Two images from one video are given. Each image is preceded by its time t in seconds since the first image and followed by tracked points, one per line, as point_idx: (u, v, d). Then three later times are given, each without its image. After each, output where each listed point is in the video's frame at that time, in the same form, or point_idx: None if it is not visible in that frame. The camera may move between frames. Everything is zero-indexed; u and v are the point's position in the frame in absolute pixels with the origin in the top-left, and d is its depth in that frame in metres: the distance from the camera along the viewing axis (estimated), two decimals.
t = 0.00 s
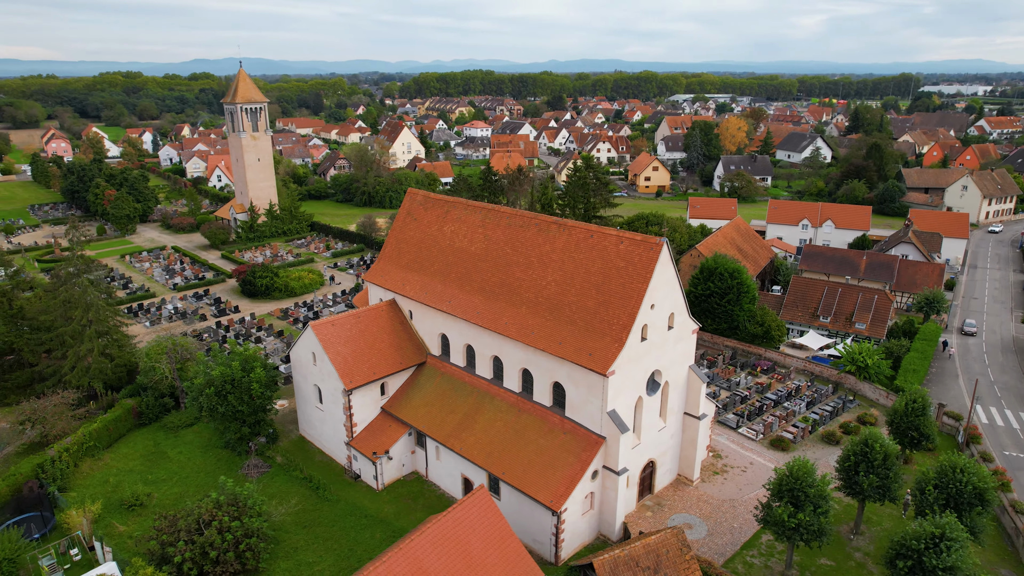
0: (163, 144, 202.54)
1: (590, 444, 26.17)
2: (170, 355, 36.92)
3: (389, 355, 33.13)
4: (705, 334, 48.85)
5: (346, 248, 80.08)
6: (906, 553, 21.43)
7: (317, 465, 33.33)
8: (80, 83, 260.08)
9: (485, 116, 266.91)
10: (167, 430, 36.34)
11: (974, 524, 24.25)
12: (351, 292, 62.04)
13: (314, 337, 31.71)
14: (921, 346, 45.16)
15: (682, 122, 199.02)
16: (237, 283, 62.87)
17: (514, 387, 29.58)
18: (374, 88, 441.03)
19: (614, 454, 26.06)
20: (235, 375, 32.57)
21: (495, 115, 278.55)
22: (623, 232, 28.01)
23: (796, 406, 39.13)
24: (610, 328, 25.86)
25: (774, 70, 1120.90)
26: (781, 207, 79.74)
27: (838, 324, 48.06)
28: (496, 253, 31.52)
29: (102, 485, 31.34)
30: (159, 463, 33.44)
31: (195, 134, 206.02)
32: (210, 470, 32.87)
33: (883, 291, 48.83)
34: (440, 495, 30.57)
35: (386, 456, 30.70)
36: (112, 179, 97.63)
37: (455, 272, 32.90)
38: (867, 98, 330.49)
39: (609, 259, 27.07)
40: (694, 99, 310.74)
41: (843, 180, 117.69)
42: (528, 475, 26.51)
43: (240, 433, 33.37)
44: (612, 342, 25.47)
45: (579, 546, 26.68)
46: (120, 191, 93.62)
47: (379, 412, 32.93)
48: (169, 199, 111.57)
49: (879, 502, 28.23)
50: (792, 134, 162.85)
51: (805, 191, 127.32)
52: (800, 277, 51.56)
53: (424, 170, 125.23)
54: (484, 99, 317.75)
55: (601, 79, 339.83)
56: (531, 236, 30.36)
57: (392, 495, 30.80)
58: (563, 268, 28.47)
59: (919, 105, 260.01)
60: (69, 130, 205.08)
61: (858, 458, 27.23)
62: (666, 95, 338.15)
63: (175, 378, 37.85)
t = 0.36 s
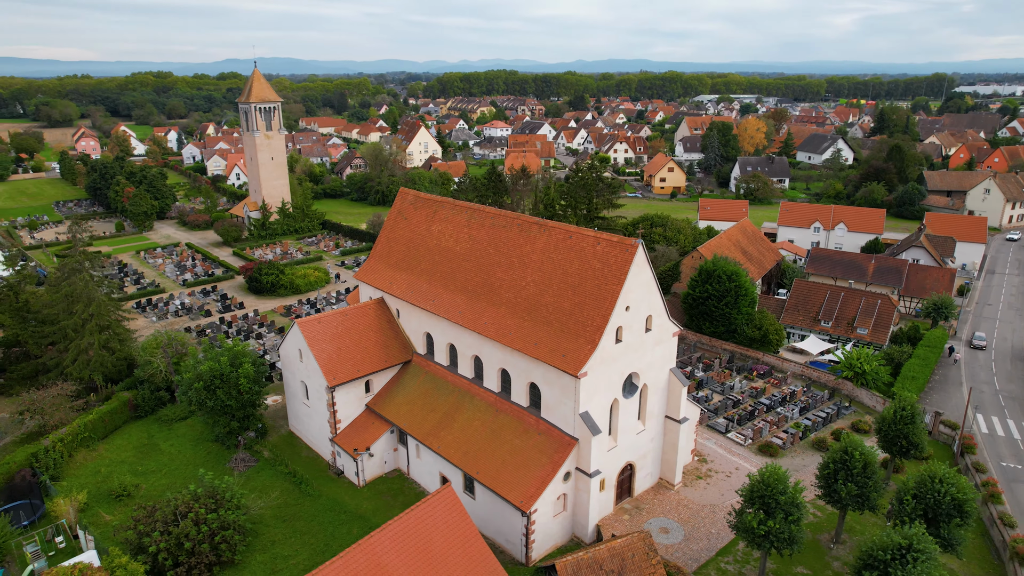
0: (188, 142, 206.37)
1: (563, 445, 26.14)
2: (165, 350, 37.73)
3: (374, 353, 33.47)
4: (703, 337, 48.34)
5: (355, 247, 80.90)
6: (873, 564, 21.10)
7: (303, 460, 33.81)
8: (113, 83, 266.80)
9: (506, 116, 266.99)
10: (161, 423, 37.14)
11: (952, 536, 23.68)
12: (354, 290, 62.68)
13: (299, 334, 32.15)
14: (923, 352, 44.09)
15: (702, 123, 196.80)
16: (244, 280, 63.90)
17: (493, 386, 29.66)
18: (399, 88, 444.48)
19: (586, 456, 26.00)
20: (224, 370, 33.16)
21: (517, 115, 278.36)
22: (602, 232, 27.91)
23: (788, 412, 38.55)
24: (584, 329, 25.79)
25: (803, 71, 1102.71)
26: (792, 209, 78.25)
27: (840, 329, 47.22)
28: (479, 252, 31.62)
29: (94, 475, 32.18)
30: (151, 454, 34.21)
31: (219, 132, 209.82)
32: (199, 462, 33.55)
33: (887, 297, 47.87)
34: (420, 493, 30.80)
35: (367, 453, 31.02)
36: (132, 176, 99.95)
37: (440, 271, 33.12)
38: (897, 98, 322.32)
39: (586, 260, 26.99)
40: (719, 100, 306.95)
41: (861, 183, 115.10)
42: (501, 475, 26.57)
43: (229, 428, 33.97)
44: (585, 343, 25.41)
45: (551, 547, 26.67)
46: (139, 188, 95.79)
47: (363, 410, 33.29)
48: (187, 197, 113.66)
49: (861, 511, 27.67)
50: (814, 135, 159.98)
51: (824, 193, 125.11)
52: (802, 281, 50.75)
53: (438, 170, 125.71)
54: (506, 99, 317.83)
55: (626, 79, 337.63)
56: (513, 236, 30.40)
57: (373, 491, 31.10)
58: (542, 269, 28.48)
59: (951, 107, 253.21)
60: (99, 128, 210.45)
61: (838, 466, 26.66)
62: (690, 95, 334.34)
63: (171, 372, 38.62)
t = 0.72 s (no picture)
0: (213, 140, 210.17)
1: (538, 446, 26.13)
2: (163, 344, 38.59)
3: (362, 350, 33.82)
4: (703, 340, 47.81)
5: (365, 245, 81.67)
6: None
7: (292, 455, 34.30)
8: (146, 83, 273.24)
9: (528, 116, 266.71)
10: (158, 416, 38.01)
11: (930, 549, 23.06)
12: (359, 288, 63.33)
13: (288, 331, 32.65)
14: (929, 360, 42.99)
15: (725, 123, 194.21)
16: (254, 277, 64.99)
17: (474, 386, 29.78)
18: (425, 87, 447.15)
19: (561, 458, 25.97)
20: (216, 365, 33.78)
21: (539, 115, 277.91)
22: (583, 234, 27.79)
23: (782, 418, 37.94)
24: (560, 330, 25.76)
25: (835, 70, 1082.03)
26: (805, 212, 76.90)
27: (843, 334, 46.31)
28: (465, 252, 31.75)
29: (89, 465, 33.08)
30: (146, 446, 35.04)
31: (244, 131, 213.38)
32: (191, 455, 34.27)
33: (892, 302, 46.83)
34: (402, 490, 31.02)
35: (351, 449, 31.35)
36: (154, 173, 102.28)
37: (428, 270, 33.33)
38: (931, 99, 313.70)
39: (564, 261, 26.92)
40: (745, 100, 302.54)
41: (883, 185, 112.45)
42: (476, 474, 26.67)
43: (221, 421, 34.61)
44: (560, 345, 25.38)
45: (525, 547, 26.69)
46: (160, 185, 97.97)
47: (351, 407, 33.66)
48: (207, 195, 115.78)
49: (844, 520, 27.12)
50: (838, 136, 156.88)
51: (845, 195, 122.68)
52: (806, 285, 49.91)
53: (454, 170, 126.19)
54: (528, 99, 317.43)
55: (651, 79, 334.77)
56: (497, 236, 30.44)
57: (356, 488, 31.42)
58: (523, 269, 28.48)
59: (987, 108, 245.74)
60: (130, 127, 215.72)
61: (819, 474, 26.15)
62: (717, 96, 329.95)
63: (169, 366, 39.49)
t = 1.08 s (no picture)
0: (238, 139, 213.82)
1: (516, 447, 26.16)
2: (164, 339, 39.39)
3: (353, 348, 34.15)
4: (704, 344, 47.34)
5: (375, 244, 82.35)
6: None
7: (284, 450, 34.77)
8: (176, 82, 279.21)
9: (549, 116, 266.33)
10: (158, 410, 38.87)
11: (912, 560, 22.51)
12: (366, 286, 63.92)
13: (280, 327, 33.11)
14: (934, 367, 41.99)
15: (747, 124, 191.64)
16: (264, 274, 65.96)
17: (460, 386, 29.90)
18: (450, 88, 449.81)
19: (539, 459, 25.95)
20: (211, 360, 34.35)
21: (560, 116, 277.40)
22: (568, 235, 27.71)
23: (778, 423, 37.40)
24: (540, 331, 25.76)
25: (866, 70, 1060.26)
26: (819, 215, 75.60)
27: (847, 340, 45.46)
28: (455, 252, 31.88)
29: (88, 456, 33.96)
30: (144, 438, 35.84)
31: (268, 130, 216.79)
32: (186, 448, 34.96)
33: (899, 307, 45.83)
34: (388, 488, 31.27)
35: (339, 445, 31.70)
36: (174, 171, 104.42)
37: (419, 270, 33.54)
38: (965, 99, 305.20)
39: (547, 262, 26.89)
40: (772, 101, 298.14)
41: (905, 188, 109.92)
42: (456, 473, 26.79)
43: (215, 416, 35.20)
44: (540, 345, 25.38)
45: (504, 548, 26.72)
46: (179, 183, 100.00)
47: (342, 404, 34.03)
48: (227, 193, 117.83)
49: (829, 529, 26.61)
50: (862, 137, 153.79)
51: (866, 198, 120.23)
52: (811, 288, 49.06)
53: (470, 170, 126.56)
54: (551, 100, 317.00)
55: (676, 80, 331.85)
56: (485, 236, 30.52)
57: (343, 484, 31.75)
58: (508, 270, 28.52)
59: None
60: (158, 126, 220.74)
61: (803, 482, 25.72)
62: (743, 96, 325.49)
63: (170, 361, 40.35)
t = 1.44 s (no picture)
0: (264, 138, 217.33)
1: (494, 447, 26.23)
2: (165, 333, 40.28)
3: (345, 345, 34.55)
4: (705, 347, 46.81)
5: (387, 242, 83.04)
6: None
7: (276, 445, 35.33)
8: (206, 82, 284.91)
9: (573, 116, 265.31)
10: (159, 402, 39.84)
11: (888, 573, 22.06)
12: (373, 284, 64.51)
13: (273, 324, 33.64)
14: (939, 375, 40.92)
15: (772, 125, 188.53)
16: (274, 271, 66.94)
17: (445, 385, 30.06)
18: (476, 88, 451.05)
19: (517, 459, 25.99)
20: (207, 355, 35.00)
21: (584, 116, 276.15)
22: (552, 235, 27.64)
23: (773, 429, 36.84)
24: (519, 331, 25.78)
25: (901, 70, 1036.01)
26: (835, 218, 74.13)
27: (851, 345, 44.53)
28: (444, 251, 32.03)
29: (89, 446, 34.92)
30: (143, 430, 36.76)
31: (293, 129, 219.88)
32: (183, 441, 35.78)
33: (906, 313, 44.76)
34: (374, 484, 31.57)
35: (327, 441, 32.12)
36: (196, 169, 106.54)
37: (410, 269, 33.76)
38: (1004, 100, 295.63)
39: (530, 262, 26.87)
40: (801, 102, 292.76)
41: (929, 191, 107.21)
42: (435, 471, 26.95)
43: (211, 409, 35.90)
44: (518, 346, 25.39)
45: (481, 547, 26.82)
46: (200, 181, 101.97)
47: (332, 400, 34.47)
48: (247, 190, 119.91)
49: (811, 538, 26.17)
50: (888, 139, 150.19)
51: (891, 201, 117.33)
52: (817, 293, 48.20)
53: (487, 170, 126.71)
54: (575, 100, 315.79)
55: (703, 80, 327.83)
56: (473, 236, 30.61)
57: (331, 480, 32.14)
58: (492, 269, 28.57)
59: None
60: (187, 124, 225.51)
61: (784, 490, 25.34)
62: (771, 97, 320.16)
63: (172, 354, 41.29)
